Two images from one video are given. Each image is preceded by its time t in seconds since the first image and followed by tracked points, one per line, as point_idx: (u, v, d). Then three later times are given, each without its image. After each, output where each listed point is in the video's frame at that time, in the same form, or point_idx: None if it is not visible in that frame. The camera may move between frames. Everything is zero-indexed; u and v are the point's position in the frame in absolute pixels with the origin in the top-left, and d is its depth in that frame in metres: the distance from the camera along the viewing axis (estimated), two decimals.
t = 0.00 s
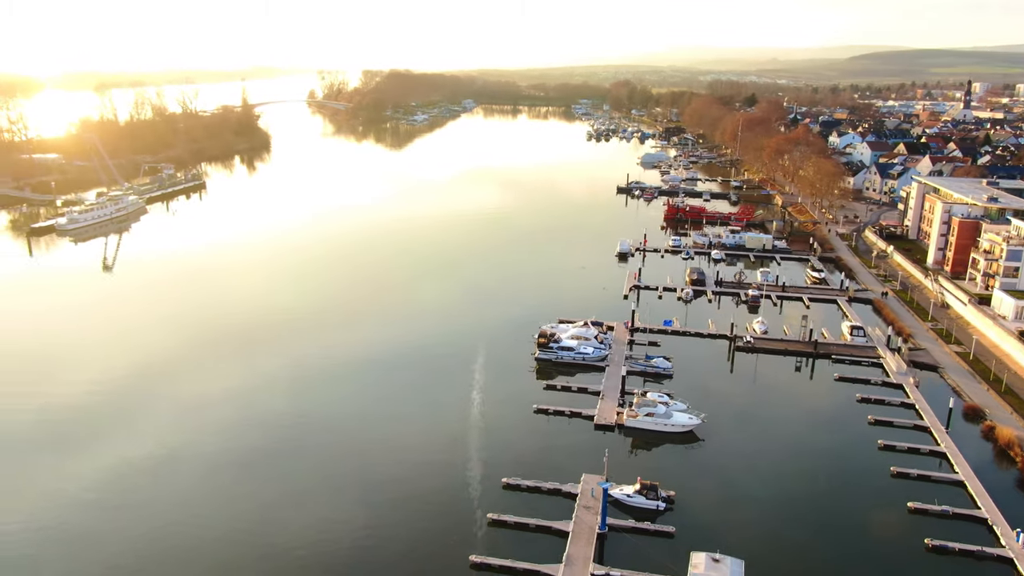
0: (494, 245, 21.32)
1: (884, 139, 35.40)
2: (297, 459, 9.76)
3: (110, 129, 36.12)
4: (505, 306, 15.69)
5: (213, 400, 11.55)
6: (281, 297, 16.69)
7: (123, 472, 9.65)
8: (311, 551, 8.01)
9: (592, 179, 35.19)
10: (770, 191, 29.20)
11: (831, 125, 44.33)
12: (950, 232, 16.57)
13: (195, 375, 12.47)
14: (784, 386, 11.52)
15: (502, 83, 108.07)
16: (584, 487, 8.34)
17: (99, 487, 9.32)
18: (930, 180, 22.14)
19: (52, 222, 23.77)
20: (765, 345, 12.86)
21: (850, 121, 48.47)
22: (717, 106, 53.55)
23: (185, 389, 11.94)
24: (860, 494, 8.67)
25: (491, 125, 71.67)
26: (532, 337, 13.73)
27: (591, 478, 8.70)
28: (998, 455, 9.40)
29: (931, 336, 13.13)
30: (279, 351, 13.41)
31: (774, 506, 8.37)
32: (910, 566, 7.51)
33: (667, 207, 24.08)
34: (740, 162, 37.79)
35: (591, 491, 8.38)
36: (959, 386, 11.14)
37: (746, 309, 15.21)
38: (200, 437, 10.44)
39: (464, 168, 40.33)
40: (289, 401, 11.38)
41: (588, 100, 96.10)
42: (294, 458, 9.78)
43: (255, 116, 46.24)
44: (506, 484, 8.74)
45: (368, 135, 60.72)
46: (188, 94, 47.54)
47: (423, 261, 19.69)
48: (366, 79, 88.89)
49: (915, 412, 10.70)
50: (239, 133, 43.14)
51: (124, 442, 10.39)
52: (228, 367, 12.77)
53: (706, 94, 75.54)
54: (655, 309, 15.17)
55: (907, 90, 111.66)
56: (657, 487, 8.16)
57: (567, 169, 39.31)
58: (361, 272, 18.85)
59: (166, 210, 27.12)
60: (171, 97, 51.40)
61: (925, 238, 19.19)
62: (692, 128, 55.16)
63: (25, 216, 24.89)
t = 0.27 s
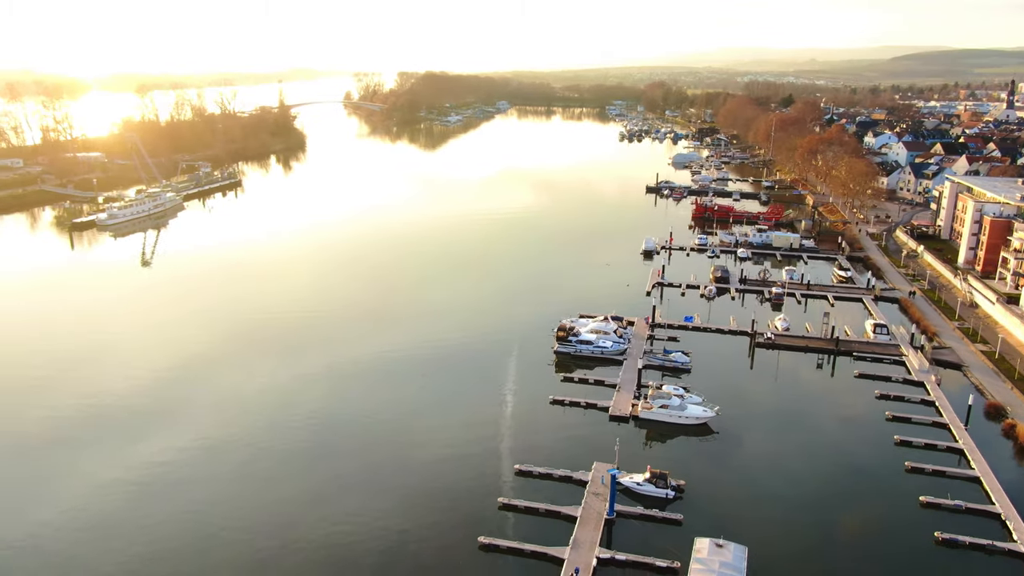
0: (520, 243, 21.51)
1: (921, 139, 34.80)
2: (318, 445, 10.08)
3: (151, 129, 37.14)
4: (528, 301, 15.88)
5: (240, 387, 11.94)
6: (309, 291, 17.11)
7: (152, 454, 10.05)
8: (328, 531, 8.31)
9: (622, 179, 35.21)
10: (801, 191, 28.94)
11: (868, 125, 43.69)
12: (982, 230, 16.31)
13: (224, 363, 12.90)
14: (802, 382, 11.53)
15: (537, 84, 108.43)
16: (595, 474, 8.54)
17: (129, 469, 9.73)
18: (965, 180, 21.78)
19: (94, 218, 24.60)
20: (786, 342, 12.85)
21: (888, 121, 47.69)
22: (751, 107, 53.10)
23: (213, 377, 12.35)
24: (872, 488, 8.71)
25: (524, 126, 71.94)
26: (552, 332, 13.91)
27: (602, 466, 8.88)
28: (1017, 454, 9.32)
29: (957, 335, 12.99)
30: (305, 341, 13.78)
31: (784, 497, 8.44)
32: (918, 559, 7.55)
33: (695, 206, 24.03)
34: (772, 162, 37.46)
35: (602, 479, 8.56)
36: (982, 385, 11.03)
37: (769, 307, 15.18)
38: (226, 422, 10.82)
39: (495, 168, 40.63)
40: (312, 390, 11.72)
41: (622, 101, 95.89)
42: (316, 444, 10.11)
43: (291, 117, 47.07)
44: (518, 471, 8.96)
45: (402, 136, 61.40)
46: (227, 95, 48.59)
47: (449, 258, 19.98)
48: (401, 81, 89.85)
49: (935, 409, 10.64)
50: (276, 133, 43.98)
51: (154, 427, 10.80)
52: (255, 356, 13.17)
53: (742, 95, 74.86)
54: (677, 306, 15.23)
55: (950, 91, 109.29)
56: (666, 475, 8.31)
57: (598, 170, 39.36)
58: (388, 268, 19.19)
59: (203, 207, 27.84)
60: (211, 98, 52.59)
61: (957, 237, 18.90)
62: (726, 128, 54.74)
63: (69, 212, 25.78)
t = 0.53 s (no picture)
0: (547, 242, 21.71)
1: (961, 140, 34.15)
2: (341, 431, 10.43)
3: (192, 130, 38.07)
4: (552, 298, 16.07)
5: (268, 375, 12.35)
6: (339, 286, 17.52)
7: (183, 437, 10.48)
8: (349, 513, 8.63)
9: (654, 180, 35.18)
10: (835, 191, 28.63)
11: (907, 125, 42.95)
12: (1016, 229, 16.04)
13: (254, 352, 13.32)
14: (822, 377, 11.55)
15: (572, 85, 108.52)
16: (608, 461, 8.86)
17: (161, 450, 10.18)
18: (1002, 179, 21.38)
19: (135, 213, 25.38)
20: (809, 337, 12.84)
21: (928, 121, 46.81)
22: (787, 107, 52.54)
23: (243, 365, 12.78)
24: (887, 482, 8.80)
25: (558, 126, 72.06)
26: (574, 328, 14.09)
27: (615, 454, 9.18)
28: None
29: (984, 333, 12.85)
30: (333, 333, 14.16)
31: (796, 489, 8.58)
32: (929, 551, 7.66)
33: (725, 205, 23.95)
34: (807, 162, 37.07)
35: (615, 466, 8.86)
36: (1007, 383, 10.93)
37: (794, 304, 15.13)
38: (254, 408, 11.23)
39: (527, 168, 40.84)
40: (338, 379, 12.09)
41: (658, 102, 95.48)
42: (340, 430, 10.46)
43: (328, 117, 47.81)
44: (533, 456, 9.25)
45: (436, 136, 61.98)
46: (265, 95, 49.54)
47: (477, 256, 20.26)
48: (437, 82, 90.65)
49: (957, 407, 10.61)
50: (312, 133, 44.68)
51: (186, 410, 11.22)
52: (285, 345, 13.58)
53: (779, 95, 74.00)
54: (700, 302, 15.29)
55: (997, 92, 106.65)
56: (678, 463, 8.58)
57: (629, 170, 39.35)
58: (416, 265, 19.53)
59: (240, 204, 28.52)
60: (250, 99, 53.68)
61: (991, 236, 18.58)
62: (762, 128, 54.22)
63: (111, 207, 26.63)
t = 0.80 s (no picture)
0: (576, 242, 21.89)
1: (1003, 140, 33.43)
2: (368, 419, 10.78)
3: (232, 128, 38.96)
4: (578, 295, 16.28)
5: (299, 365, 12.76)
6: (370, 282, 17.93)
7: (217, 422, 10.93)
8: (373, 496, 8.97)
9: (686, 180, 35.11)
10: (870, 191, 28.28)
11: (948, 125, 42.14)
12: None
13: (286, 343, 13.76)
14: (844, 373, 11.60)
15: (608, 86, 108.36)
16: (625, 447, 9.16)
17: (196, 434, 10.63)
18: None
19: (175, 209, 26.15)
20: (833, 334, 12.85)
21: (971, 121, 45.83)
22: (825, 107, 51.87)
23: (275, 355, 13.22)
24: (902, 476, 8.91)
25: (593, 126, 72.05)
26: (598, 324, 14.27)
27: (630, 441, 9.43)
28: None
29: (1015, 332, 12.71)
30: (363, 326, 14.56)
31: (811, 481, 8.72)
32: (940, 542, 7.78)
33: (756, 203, 23.85)
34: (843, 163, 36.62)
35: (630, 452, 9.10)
36: None
37: (821, 301, 15.09)
38: (285, 395, 11.65)
39: (560, 167, 41.00)
40: (366, 369, 12.46)
41: (694, 102, 94.88)
42: (367, 418, 10.83)
43: (364, 117, 48.50)
44: (552, 441, 9.52)
45: (470, 136, 62.46)
46: (303, 95, 50.45)
47: (506, 254, 20.53)
48: (472, 83, 91.28)
49: (981, 404, 10.60)
50: (348, 132, 45.34)
51: (219, 397, 11.68)
52: (315, 338, 14.00)
53: (818, 95, 73.00)
54: (726, 299, 15.35)
55: None
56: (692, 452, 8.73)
57: (662, 170, 39.30)
58: (446, 262, 19.85)
59: (277, 201, 29.19)
60: (289, 100, 54.73)
61: None
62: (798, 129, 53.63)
63: (154, 203, 27.46)
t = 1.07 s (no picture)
0: (603, 242, 22.02)
1: None
2: (394, 406, 11.14)
3: (268, 128, 39.75)
4: (602, 293, 16.48)
5: (329, 355, 13.17)
6: (400, 278, 18.31)
7: (249, 407, 11.36)
8: (396, 479, 9.29)
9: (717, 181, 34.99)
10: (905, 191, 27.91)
11: (989, 126, 41.27)
12: None
13: (317, 335, 14.19)
14: (864, 368, 11.67)
15: (642, 86, 107.97)
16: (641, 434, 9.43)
17: (228, 417, 11.07)
18: None
19: (213, 205, 26.84)
20: (856, 330, 12.88)
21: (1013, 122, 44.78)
22: (862, 107, 51.16)
23: (307, 346, 13.66)
24: (917, 468, 9.05)
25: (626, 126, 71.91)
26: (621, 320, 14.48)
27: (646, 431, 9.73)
28: None
29: None
30: (391, 320, 14.94)
31: (823, 472, 8.90)
32: (955, 531, 7.96)
33: (786, 202, 23.71)
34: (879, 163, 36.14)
35: (645, 440, 9.40)
36: None
37: (847, 298, 15.08)
38: (314, 384, 12.05)
39: (591, 168, 41.09)
40: (393, 360, 12.81)
41: (729, 103, 94.08)
42: (392, 405, 11.18)
43: (398, 117, 49.08)
44: (571, 428, 9.87)
45: (502, 136, 62.77)
46: (338, 95, 51.19)
47: (534, 253, 20.78)
48: (506, 83, 91.67)
49: (1003, 399, 10.63)
50: (382, 131, 45.90)
51: (250, 384, 12.13)
52: (345, 330, 14.40)
53: (856, 96, 71.91)
54: (750, 295, 15.43)
55: None
56: (711, 439, 9.03)
57: (694, 171, 39.21)
58: (474, 260, 20.15)
59: (311, 198, 29.78)
60: (325, 100, 55.61)
61: None
62: (835, 129, 52.95)
63: (192, 199, 28.18)
